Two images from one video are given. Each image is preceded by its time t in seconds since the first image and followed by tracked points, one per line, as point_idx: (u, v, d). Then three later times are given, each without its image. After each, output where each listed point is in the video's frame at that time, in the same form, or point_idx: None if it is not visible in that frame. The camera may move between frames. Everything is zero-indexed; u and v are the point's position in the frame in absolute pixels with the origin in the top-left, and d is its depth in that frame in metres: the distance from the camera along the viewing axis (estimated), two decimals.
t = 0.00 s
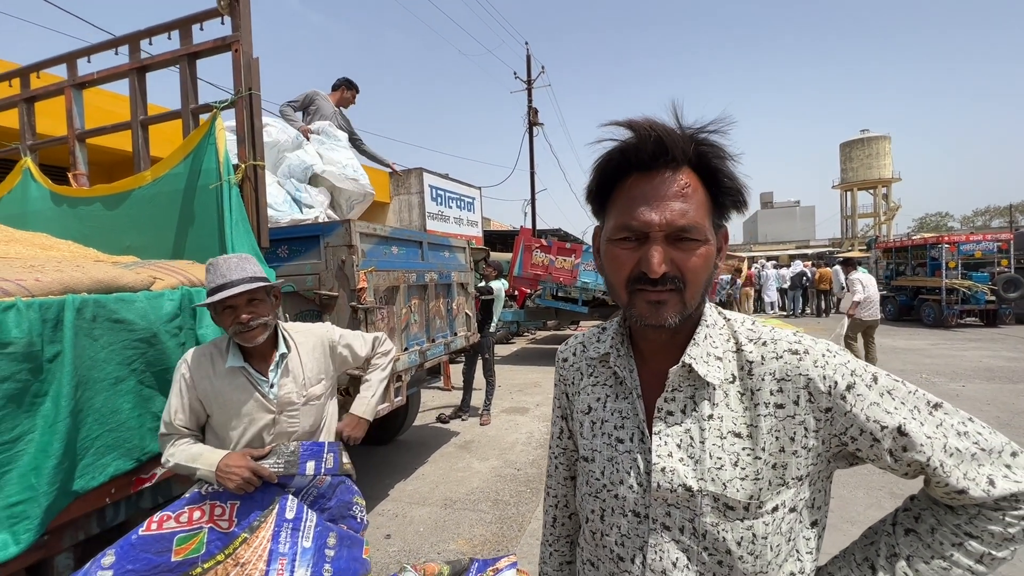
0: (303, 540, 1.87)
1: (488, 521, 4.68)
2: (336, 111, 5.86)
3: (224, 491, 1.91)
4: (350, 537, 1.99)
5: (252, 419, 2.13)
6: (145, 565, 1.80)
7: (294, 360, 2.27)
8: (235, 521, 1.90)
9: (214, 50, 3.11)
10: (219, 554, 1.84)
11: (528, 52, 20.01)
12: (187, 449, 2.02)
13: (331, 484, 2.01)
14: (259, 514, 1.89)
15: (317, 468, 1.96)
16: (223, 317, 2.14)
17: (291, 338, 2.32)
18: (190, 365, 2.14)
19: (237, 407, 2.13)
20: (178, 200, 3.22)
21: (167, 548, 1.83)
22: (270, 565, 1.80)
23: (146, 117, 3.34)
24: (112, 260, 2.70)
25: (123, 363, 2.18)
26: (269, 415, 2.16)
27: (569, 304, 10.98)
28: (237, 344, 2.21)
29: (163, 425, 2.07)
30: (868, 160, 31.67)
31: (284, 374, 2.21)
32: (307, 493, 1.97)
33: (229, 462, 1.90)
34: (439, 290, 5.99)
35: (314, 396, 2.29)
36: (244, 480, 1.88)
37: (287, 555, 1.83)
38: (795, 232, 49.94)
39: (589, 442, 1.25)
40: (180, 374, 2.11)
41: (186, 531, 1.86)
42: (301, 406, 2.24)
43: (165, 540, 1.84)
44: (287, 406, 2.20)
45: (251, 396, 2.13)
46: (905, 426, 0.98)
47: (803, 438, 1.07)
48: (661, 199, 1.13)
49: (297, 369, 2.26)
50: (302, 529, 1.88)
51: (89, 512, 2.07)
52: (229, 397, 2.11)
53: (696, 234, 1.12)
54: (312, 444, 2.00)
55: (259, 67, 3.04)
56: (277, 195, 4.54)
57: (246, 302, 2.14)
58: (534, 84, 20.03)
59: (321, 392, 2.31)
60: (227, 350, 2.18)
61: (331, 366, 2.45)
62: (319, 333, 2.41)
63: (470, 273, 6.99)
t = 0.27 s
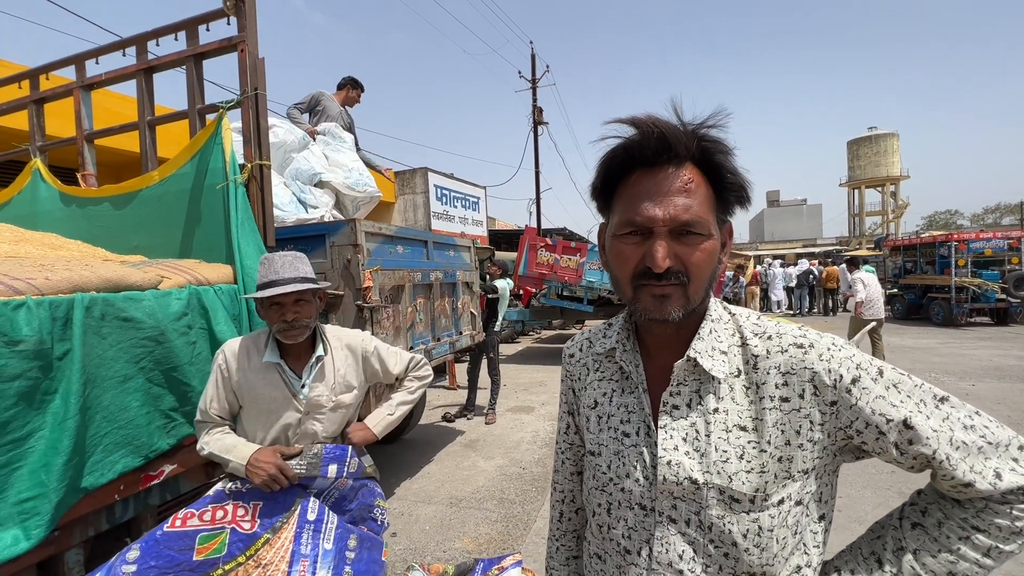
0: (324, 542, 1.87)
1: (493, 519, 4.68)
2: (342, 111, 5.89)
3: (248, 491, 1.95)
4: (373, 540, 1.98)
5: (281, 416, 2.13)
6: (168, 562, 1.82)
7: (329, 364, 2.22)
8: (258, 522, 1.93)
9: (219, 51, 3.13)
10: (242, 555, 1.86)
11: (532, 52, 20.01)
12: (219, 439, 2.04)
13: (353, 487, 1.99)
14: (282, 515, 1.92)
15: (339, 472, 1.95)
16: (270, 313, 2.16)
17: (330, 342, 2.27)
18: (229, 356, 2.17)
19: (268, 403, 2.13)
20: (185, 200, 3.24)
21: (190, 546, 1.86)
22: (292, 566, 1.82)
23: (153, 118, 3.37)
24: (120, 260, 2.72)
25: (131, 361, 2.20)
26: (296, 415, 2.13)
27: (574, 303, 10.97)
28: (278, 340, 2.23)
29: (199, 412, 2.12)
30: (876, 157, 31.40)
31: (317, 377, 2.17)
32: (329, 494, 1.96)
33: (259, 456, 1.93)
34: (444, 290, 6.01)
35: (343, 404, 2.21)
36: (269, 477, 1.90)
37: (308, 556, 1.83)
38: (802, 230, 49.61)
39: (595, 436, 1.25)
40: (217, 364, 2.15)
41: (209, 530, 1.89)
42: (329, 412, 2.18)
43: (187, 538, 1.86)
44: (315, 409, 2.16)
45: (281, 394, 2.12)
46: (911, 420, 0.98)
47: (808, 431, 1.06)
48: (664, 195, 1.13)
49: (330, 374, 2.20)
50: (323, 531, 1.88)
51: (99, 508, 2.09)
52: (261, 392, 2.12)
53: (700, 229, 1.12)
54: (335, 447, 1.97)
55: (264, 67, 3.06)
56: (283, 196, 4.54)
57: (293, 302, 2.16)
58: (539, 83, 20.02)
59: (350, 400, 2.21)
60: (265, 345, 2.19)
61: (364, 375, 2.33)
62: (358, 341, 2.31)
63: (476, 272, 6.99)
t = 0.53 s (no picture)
0: (324, 547, 1.87)
1: (497, 519, 4.67)
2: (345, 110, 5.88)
3: (246, 496, 1.93)
4: (373, 541, 1.98)
5: (280, 416, 2.11)
6: (163, 568, 1.80)
7: (330, 364, 2.21)
8: (255, 528, 1.91)
9: (221, 49, 3.12)
10: (239, 561, 1.86)
11: (535, 51, 20.00)
12: (220, 439, 2.04)
13: (353, 493, 1.98)
14: (281, 520, 1.91)
15: (338, 478, 1.93)
16: (273, 308, 2.15)
17: (333, 342, 2.26)
18: (231, 354, 2.17)
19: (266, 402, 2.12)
20: (187, 199, 3.24)
21: (186, 552, 1.85)
22: (291, 572, 1.82)
23: (156, 117, 3.37)
24: (123, 258, 2.72)
25: (133, 359, 2.19)
26: (294, 415, 2.12)
27: (578, 302, 10.94)
28: (280, 338, 2.22)
29: (201, 411, 2.12)
30: (881, 155, 31.19)
31: (317, 377, 2.16)
32: (328, 499, 1.95)
33: (262, 456, 1.92)
34: (447, 288, 5.99)
35: (342, 406, 2.18)
36: (269, 479, 1.88)
37: (308, 562, 1.84)
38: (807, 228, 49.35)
39: (599, 432, 1.23)
40: (218, 362, 2.15)
41: (206, 536, 1.87)
42: (327, 413, 2.15)
43: (184, 543, 1.85)
44: (313, 410, 2.14)
45: (280, 394, 2.11)
46: (922, 414, 0.95)
47: (816, 426, 1.04)
48: (668, 187, 1.11)
49: (330, 374, 2.19)
50: (323, 535, 1.89)
51: (101, 507, 2.09)
52: (261, 392, 2.11)
53: (705, 221, 1.09)
54: (335, 452, 1.95)
55: (266, 65, 3.05)
56: (286, 197, 4.53)
57: (297, 298, 2.15)
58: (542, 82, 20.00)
59: (349, 403, 2.18)
60: (266, 343, 2.18)
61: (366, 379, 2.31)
62: (361, 343, 2.30)
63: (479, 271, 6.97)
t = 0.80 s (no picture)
0: (315, 554, 1.86)
1: (498, 519, 4.65)
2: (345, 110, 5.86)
3: (234, 503, 1.90)
4: (366, 545, 1.98)
5: (268, 417, 2.09)
6: None
7: (320, 363, 2.20)
8: (244, 536, 1.88)
9: (219, 48, 3.11)
10: (227, 570, 1.83)
11: (538, 51, 19.99)
12: (209, 442, 2.01)
13: (344, 499, 1.98)
14: (269, 527, 1.89)
15: (329, 483, 1.92)
16: (259, 306, 2.14)
17: (322, 341, 2.25)
18: (220, 356, 2.17)
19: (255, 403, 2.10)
20: (186, 198, 3.23)
21: (172, 560, 1.82)
22: None
23: (154, 116, 3.36)
24: (121, 258, 2.71)
25: (130, 359, 2.18)
26: (283, 415, 2.10)
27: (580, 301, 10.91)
28: (269, 339, 2.22)
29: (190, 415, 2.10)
30: (885, 153, 31.04)
31: (305, 376, 2.15)
32: (319, 505, 1.94)
33: (250, 460, 1.91)
34: (448, 288, 5.98)
35: (333, 407, 2.16)
36: (256, 480, 1.87)
37: (299, 570, 1.82)
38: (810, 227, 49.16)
39: (595, 433, 1.20)
40: (207, 364, 2.15)
41: (192, 544, 1.84)
42: (317, 414, 2.13)
43: (170, 551, 1.83)
44: (301, 410, 2.12)
45: (269, 393, 2.10)
46: (925, 413, 0.93)
47: (817, 426, 1.02)
48: (664, 182, 1.08)
49: (319, 374, 2.18)
50: (314, 542, 1.87)
51: (97, 507, 2.08)
52: (249, 392, 2.10)
53: (701, 217, 1.07)
54: (326, 457, 1.94)
55: (264, 64, 3.03)
56: (286, 197, 4.53)
57: (282, 295, 2.13)
58: (544, 81, 19.98)
59: (340, 404, 2.16)
60: (254, 342, 2.18)
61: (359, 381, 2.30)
62: (351, 343, 2.29)
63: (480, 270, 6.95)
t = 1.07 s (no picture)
0: (314, 554, 1.84)
1: (498, 520, 4.62)
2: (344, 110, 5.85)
3: (233, 503, 1.88)
4: (367, 545, 1.94)
5: (267, 420, 2.07)
6: None
7: (317, 365, 2.16)
8: (243, 535, 1.85)
9: (215, 46, 3.09)
10: (226, 570, 1.80)
11: (539, 49, 19.95)
12: (209, 445, 2.00)
13: (344, 500, 1.96)
14: (269, 527, 1.87)
15: (328, 485, 1.89)
16: (256, 307, 2.11)
17: (321, 342, 2.22)
18: (218, 358, 2.14)
19: (254, 406, 2.08)
20: (182, 198, 3.21)
21: (171, 560, 1.79)
22: None
23: (151, 116, 3.34)
24: (116, 258, 2.69)
25: (124, 360, 2.16)
26: (281, 418, 2.07)
27: (581, 301, 10.89)
28: (267, 340, 2.19)
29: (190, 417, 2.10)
30: (887, 152, 30.94)
31: (303, 378, 2.12)
32: (319, 506, 1.92)
33: (248, 463, 1.89)
34: (447, 288, 5.95)
35: (331, 409, 2.13)
36: (255, 485, 1.84)
37: (298, 569, 1.80)
38: (812, 227, 49.05)
39: (592, 436, 1.17)
40: (206, 365, 2.13)
41: (192, 543, 1.81)
42: (315, 417, 2.11)
43: (169, 551, 1.80)
44: (300, 413, 2.10)
45: (267, 396, 2.07)
46: (931, 413, 0.90)
47: (819, 427, 0.99)
48: (662, 175, 1.06)
49: (317, 376, 2.15)
50: (314, 541, 1.85)
51: (92, 510, 2.05)
52: (247, 395, 2.08)
53: (700, 211, 1.04)
54: (325, 458, 1.91)
55: (261, 62, 3.01)
56: (285, 197, 4.52)
57: (279, 296, 2.11)
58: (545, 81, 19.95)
59: (339, 407, 2.14)
60: (252, 344, 2.15)
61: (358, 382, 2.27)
62: (350, 344, 2.26)
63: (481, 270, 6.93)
